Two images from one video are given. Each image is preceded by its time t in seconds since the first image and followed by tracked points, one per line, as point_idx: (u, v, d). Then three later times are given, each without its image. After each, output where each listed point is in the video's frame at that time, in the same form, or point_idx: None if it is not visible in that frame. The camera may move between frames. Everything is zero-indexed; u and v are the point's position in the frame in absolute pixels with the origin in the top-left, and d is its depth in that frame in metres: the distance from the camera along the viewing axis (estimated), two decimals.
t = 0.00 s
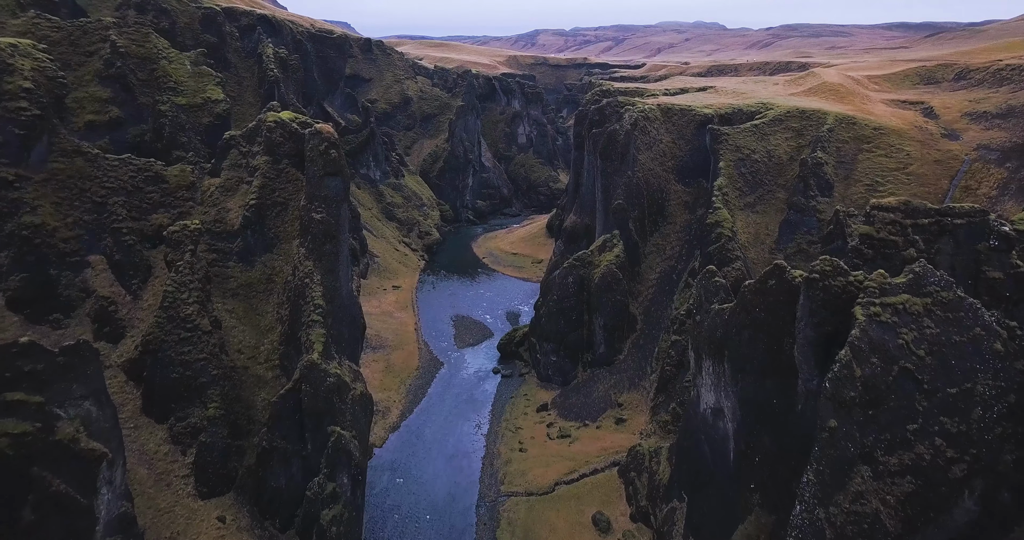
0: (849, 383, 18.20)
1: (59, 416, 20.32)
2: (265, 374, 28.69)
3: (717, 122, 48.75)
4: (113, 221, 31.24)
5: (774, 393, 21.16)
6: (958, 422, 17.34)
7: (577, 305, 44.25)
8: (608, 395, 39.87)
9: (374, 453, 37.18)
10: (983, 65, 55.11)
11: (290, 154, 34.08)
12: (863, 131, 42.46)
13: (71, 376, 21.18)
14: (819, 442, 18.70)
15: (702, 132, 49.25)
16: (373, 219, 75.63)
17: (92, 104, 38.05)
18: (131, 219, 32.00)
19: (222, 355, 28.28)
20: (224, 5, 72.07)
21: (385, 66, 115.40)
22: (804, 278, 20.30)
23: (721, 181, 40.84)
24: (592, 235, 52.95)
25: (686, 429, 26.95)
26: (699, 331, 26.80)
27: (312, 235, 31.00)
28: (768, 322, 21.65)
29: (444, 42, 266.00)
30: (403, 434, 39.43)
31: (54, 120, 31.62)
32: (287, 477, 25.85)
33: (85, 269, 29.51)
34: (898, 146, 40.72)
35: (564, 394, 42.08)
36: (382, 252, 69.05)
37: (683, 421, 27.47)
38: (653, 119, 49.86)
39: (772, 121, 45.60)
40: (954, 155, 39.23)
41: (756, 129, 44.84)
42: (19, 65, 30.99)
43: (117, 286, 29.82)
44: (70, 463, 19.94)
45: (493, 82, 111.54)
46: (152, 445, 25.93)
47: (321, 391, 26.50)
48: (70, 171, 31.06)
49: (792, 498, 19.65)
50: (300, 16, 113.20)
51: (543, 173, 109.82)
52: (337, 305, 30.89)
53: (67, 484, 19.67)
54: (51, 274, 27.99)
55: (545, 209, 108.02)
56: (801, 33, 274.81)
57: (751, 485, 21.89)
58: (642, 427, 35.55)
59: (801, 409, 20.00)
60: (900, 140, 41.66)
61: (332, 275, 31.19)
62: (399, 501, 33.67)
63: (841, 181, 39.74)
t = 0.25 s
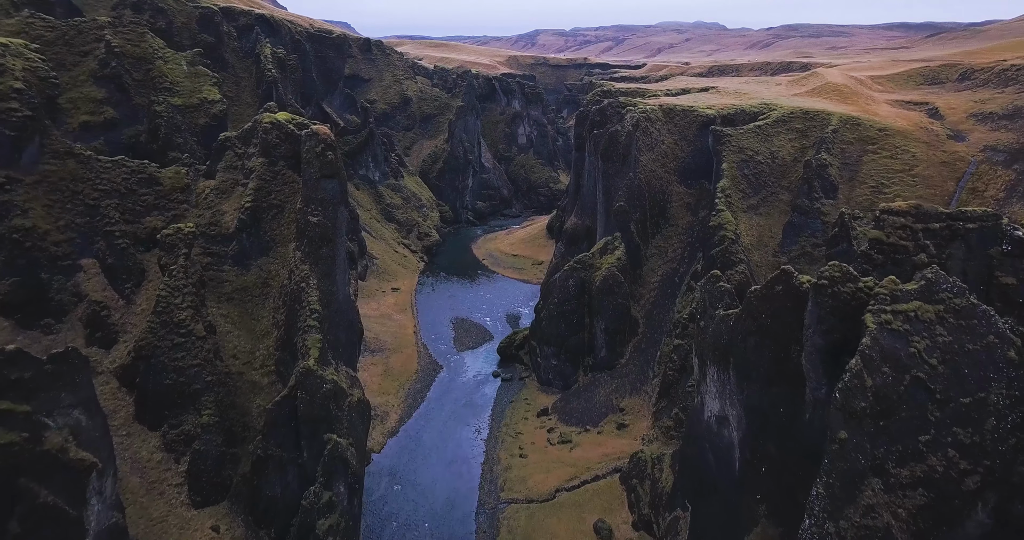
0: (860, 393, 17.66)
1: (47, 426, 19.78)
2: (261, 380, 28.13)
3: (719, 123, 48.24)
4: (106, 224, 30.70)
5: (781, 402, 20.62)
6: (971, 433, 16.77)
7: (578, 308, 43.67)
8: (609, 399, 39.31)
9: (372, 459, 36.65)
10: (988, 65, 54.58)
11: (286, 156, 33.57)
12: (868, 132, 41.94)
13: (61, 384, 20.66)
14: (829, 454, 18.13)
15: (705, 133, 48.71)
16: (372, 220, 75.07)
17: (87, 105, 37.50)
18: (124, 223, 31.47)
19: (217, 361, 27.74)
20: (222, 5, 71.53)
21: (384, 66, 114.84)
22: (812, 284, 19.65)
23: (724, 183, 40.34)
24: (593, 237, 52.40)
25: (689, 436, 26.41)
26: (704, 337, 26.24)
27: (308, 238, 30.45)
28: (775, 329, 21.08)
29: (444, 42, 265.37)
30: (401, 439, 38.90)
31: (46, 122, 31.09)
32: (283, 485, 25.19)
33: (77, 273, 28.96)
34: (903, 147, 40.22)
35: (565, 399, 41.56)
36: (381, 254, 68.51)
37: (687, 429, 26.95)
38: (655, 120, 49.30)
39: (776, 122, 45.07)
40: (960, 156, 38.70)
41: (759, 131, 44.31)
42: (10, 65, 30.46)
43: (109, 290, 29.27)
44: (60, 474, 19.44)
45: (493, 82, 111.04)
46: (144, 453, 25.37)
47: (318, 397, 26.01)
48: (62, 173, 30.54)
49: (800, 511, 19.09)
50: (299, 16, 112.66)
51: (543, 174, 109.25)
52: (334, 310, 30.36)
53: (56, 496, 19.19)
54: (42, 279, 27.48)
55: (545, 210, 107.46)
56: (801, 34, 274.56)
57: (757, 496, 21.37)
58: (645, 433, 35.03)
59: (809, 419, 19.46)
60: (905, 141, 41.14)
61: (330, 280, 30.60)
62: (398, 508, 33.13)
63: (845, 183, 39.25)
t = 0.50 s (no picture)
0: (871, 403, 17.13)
1: (35, 435, 19.21)
2: (257, 386, 27.59)
3: (722, 124, 47.70)
4: (98, 227, 30.20)
5: (790, 411, 20.09)
6: (986, 445, 16.13)
7: (579, 311, 43.13)
8: (611, 404, 38.79)
9: (370, 465, 36.14)
10: (993, 65, 53.98)
11: (283, 158, 33.01)
12: (873, 133, 41.38)
13: (48, 391, 20.13)
14: (841, 466, 17.60)
15: (708, 134, 48.20)
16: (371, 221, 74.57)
17: (81, 105, 36.99)
18: (117, 226, 30.97)
19: (211, 367, 27.22)
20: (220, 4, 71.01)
21: (384, 66, 114.31)
22: (821, 290, 19.19)
23: (727, 185, 39.81)
24: (594, 239, 51.82)
25: (693, 444, 25.91)
26: (709, 342, 25.72)
27: (304, 242, 29.89)
28: (782, 336, 20.57)
29: (444, 42, 264.77)
30: (400, 445, 38.39)
31: (38, 123, 30.58)
32: (279, 494, 24.58)
33: (69, 277, 28.48)
34: (908, 149, 39.66)
35: (566, 403, 41.04)
36: (380, 256, 68.00)
37: (691, 436, 26.42)
38: (657, 121, 48.75)
39: (779, 123, 44.51)
40: (967, 158, 38.13)
41: (762, 132, 43.76)
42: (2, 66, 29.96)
43: (102, 294, 28.78)
44: (48, 485, 18.93)
45: (493, 83, 110.54)
46: (137, 461, 24.85)
47: (314, 404, 25.48)
48: (54, 175, 30.04)
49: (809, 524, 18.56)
50: (297, 16, 111.97)
51: (544, 174, 108.63)
52: (330, 315, 29.81)
53: (45, 508, 18.69)
54: (33, 283, 26.99)
55: (545, 211, 106.82)
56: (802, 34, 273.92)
57: (764, 507, 20.84)
58: (647, 439, 34.49)
59: (819, 429, 18.92)
60: (911, 142, 40.57)
61: (328, 284, 30.05)
62: (397, 515, 32.59)
63: (849, 184, 38.73)
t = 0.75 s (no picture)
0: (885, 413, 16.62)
1: (23, 447, 18.65)
2: (252, 392, 27.02)
3: (725, 125, 47.17)
4: (91, 230, 29.65)
5: (798, 421, 19.56)
6: (1002, 458, 15.57)
7: (580, 315, 42.62)
8: (613, 409, 38.25)
9: (369, 471, 35.63)
10: (998, 65, 53.44)
11: (279, 160, 32.47)
12: (879, 134, 40.83)
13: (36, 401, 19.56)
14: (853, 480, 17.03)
15: (711, 135, 47.65)
16: (370, 222, 74.05)
17: (76, 106, 36.44)
18: (111, 229, 30.47)
19: (206, 373, 26.69)
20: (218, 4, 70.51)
21: (383, 66, 113.81)
22: (831, 297, 18.76)
23: (730, 187, 39.28)
24: (596, 242, 51.25)
25: (698, 452, 25.36)
26: (714, 349, 25.19)
27: (301, 245, 29.34)
28: (791, 343, 20.06)
29: (444, 42, 264.09)
30: (399, 450, 37.90)
31: (30, 124, 30.05)
32: (275, 504, 24.27)
33: (61, 281, 27.97)
34: (915, 150, 39.11)
35: (567, 408, 40.51)
36: (380, 257, 67.49)
37: (695, 444, 25.89)
38: (659, 122, 48.21)
39: (783, 124, 43.96)
40: (974, 159, 37.57)
41: (766, 133, 43.22)
42: None
43: (95, 299, 28.27)
44: (37, 497, 18.42)
45: (493, 83, 110.11)
46: (129, 469, 24.30)
47: (310, 412, 24.95)
48: (46, 177, 29.53)
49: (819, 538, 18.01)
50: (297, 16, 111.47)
51: (544, 175, 108.08)
52: (327, 320, 29.29)
53: (34, 521, 18.21)
54: (24, 287, 26.52)
55: (545, 211, 106.30)
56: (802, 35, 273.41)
57: (772, 520, 20.29)
58: (649, 444, 33.94)
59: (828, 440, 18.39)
60: (917, 144, 40.00)
61: (325, 288, 29.53)
62: (395, 522, 32.06)
63: (855, 186, 38.18)
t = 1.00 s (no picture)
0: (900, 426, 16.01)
1: (10, 457, 18.11)
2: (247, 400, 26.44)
3: (728, 126, 46.63)
4: (83, 234, 29.13)
5: (807, 432, 19.00)
6: (1020, 471, 15.12)
7: (581, 318, 42.09)
8: (615, 414, 37.66)
9: (367, 477, 35.08)
10: (1003, 66, 52.87)
11: (275, 162, 31.91)
12: (884, 136, 40.30)
13: (22, 411, 19.14)
14: (865, 494, 16.47)
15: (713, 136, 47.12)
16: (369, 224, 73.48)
17: (70, 106, 35.83)
18: (103, 232, 29.89)
19: (200, 380, 26.15)
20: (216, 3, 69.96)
21: (383, 66, 113.32)
22: (842, 305, 18.18)
23: (734, 189, 38.74)
24: (597, 244, 50.71)
25: (703, 461, 24.80)
26: (719, 355, 24.62)
27: (297, 250, 28.79)
28: (799, 352, 19.50)
29: (443, 42, 263.62)
30: (398, 456, 37.36)
31: (20, 125, 29.48)
32: (270, 515, 23.66)
33: (52, 286, 27.41)
34: (921, 152, 38.56)
35: (568, 413, 39.97)
36: (379, 259, 66.93)
37: (700, 452, 25.32)
38: (662, 123, 47.64)
39: (787, 125, 43.42)
40: (981, 161, 37.03)
41: (770, 134, 42.68)
42: None
43: (87, 304, 27.69)
44: (24, 510, 17.75)
45: (493, 83, 109.75)
46: (122, 479, 23.72)
47: (306, 420, 24.42)
48: (37, 180, 28.99)
49: None
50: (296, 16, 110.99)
51: (545, 176, 107.56)
52: (324, 325, 28.76)
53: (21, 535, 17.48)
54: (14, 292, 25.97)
55: (545, 213, 105.75)
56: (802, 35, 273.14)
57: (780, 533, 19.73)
58: (652, 450, 33.34)
59: (839, 451, 17.87)
60: (923, 145, 39.45)
61: (321, 293, 28.99)
62: (393, 530, 31.51)
63: (860, 188, 37.64)
